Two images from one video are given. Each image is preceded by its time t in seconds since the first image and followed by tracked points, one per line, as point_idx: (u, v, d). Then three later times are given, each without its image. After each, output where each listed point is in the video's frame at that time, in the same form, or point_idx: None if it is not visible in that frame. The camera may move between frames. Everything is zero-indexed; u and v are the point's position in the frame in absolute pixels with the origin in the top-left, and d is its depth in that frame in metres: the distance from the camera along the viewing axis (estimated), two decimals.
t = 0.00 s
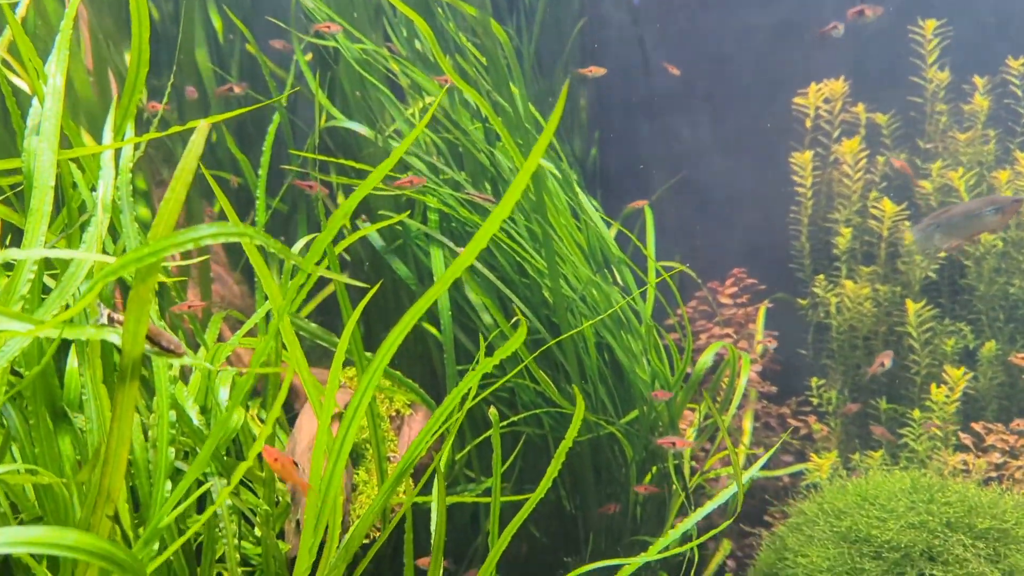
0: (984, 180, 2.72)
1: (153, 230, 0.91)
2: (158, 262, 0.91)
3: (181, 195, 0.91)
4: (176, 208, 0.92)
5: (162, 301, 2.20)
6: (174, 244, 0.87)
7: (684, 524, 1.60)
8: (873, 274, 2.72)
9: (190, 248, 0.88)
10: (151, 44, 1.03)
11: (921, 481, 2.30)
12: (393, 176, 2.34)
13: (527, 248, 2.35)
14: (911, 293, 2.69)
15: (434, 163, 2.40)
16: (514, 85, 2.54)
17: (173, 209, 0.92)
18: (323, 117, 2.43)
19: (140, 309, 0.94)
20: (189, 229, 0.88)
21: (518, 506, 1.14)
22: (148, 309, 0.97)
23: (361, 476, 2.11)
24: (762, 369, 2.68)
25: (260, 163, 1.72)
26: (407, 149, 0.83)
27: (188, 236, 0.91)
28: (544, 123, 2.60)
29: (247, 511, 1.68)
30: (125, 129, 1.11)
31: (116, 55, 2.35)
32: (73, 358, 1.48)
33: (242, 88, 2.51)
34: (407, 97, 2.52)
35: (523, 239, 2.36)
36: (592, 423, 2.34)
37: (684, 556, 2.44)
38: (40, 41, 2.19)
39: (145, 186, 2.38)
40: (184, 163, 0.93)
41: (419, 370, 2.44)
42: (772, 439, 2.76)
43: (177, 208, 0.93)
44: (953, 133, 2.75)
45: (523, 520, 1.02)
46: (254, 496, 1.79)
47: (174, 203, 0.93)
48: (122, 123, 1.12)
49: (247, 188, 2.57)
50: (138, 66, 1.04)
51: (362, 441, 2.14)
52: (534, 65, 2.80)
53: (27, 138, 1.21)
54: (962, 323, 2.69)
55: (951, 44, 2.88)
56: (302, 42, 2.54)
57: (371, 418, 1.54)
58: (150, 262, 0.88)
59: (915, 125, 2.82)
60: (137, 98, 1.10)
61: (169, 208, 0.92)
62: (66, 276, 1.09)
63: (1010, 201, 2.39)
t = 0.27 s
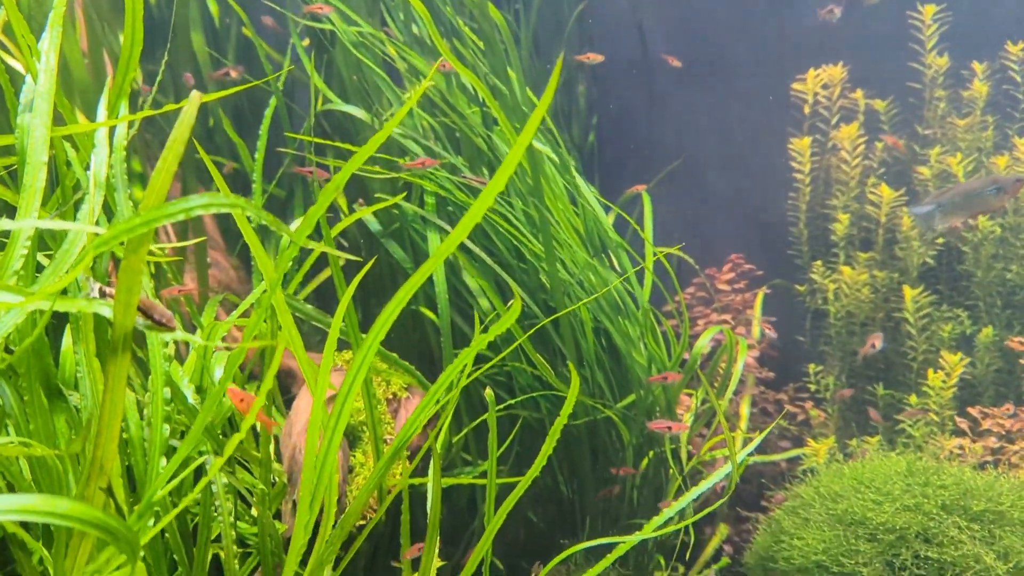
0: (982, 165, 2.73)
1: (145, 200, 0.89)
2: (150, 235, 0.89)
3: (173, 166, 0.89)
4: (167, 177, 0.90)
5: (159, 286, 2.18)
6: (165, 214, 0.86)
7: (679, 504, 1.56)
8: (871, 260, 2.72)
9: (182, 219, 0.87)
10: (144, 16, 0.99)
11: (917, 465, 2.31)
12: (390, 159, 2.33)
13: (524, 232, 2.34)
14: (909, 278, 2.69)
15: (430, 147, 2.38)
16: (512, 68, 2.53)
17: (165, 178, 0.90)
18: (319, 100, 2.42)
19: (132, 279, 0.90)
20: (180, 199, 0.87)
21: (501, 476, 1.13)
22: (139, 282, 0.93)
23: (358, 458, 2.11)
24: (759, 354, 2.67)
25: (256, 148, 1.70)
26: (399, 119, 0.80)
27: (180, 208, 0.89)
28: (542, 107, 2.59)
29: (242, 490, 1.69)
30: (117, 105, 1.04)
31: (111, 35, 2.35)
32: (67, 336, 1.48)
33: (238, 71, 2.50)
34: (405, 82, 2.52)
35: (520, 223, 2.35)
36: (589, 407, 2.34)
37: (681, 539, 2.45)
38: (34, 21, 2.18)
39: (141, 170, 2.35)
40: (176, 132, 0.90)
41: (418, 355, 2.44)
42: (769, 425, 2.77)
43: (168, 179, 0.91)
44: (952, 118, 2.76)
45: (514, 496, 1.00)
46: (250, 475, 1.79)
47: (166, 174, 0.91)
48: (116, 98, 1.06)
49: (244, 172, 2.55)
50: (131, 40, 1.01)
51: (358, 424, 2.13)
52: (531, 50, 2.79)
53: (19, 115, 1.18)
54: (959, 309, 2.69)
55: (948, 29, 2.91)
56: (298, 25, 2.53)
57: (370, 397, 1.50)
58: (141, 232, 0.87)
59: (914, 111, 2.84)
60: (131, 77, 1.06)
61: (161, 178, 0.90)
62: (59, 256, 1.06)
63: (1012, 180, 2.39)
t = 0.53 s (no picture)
0: (977, 152, 2.74)
1: (134, 177, 0.89)
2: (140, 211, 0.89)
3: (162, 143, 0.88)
4: (156, 155, 0.89)
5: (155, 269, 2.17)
6: (156, 191, 0.85)
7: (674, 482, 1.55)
8: (866, 247, 2.73)
9: (172, 196, 0.86)
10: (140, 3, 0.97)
11: (909, 450, 2.33)
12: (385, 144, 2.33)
13: (519, 218, 2.34)
14: (903, 266, 2.70)
15: (426, 133, 2.37)
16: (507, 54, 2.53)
17: (153, 156, 0.90)
18: (315, 86, 2.43)
19: (123, 259, 0.92)
20: (169, 175, 0.86)
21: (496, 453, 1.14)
22: (130, 258, 0.95)
23: (353, 443, 2.11)
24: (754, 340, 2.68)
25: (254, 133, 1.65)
26: (390, 101, 0.76)
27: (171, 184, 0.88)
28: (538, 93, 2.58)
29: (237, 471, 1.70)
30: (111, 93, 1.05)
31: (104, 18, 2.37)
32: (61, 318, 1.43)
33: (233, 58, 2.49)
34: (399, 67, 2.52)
35: (516, 209, 2.34)
36: (584, 392, 2.34)
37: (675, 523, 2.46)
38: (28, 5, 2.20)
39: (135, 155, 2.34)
40: (165, 112, 0.90)
41: (414, 340, 2.45)
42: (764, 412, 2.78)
43: (157, 157, 0.91)
44: (947, 105, 2.78)
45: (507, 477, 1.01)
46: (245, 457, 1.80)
47: (155, 151, 0.90)
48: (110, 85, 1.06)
49: (239, 158, 2.55)
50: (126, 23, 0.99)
51: (353, 408, 2.14)
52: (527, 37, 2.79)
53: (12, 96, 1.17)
54: (953, 296, 2.69)
55: (946, 16, 2.91)
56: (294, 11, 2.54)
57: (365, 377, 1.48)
58: (131, 209, 0.87)
59: (910, 98, 2.86)
60: (125, 61, 1.05)
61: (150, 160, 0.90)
62: (54, 237, 1.04)
63: (1014, 163, 2.36)
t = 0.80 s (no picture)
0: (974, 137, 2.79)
1: (122, 149, 0.89)
2: (130, 182, 0.90)
3: (151, 112, 0.89)
4: (144, 127, 0.91)
5: (150, 251, 2.15)
6: (146, 161, 0.87)
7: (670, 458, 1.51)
8: (862, 234, 2.75)
9: (161, 167, 0.88)
10: None
11: (904, 434, 2.34)
12: (379, 128, 2.31)
13: (515, 202, 2.33)
14: (900, 252, 2.71)
15: (421, 117, 2.36)
16: (503, 38, 2.52)
17: (141, 128, 0.90)
18: (310, 68, 2.41)
19: (111, 229, 0.89)
20: (159, 147, 0.88)
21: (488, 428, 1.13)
22: (120, 232, 0.92)
23: (349, 427, 2.11)
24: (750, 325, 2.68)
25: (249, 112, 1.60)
26: (376, 81, 0.72)
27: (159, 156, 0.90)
28: (534, 77, 2.57)
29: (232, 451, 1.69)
30: (104, 70, 1.01)
31: None
32: (54, 297, 1.39)
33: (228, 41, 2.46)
34: (395, 51, 2.50)
35: (512, 193, 2.33)
36: (579, 376, 2.35)
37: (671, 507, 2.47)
38: None
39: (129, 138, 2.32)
40: (153, 84, 0.89)
41: (410, 325, 2.46)
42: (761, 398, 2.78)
43: (146, 127, 0.91)
44: (945, 91, 2.84)
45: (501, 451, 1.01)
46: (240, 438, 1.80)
47: (144, 123, 0.91)
48: (103, 63, 1.01)
49: (236, 143, 2.55)
50: None
51: (349, 390, 2.14)
52: (524, 22, 2.78)
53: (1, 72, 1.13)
54: (950, 282, 2.69)
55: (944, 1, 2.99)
56: None
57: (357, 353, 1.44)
58: (120, 181, 0.88)
59: (908, 84, 2.92)
60: (119, 38, 1.01)
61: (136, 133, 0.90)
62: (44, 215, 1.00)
63: (1012, 144, 2.34)
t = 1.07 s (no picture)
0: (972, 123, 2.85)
1: (113, 123, 0.86)
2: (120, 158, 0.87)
3: (142, 87, 0.86)
4: (135, 101, 0.87)
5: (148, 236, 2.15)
6: (136, 137, 0.83)
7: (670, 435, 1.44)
8: (860, 220, 2.76)
9: (152, 142, 0.85)
10: None
11: (899, 419, 2.37)
12: (376, 113, 2.31)
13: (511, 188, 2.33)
14: (897, 238, 2.73)
15: (417, 100, 2.35)
16: (500, 24, 2.51)
17: (132, 102, 0.87)
18: (306, 53, 2.41)
19: (103, 205, 0.88)
20: (149, 121, 0.85)
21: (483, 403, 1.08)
22: (113, 208, 0.90)
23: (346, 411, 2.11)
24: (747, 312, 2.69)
25: (246, 97, 1.59)
26: (366, 51, 0.65)
27: (150, 131, 0.87)
28: (531, 63, 2.56)
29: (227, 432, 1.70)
30: (99, 49, 0.97)
31: None
32: (48, 279, 1.36)
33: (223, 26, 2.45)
34: (392, 36, 2.50)
35: (509, 178, 2.33)
36: (576, 361, 2.34)
37: (666, 492, 2.48)
38: None
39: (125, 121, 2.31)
40: (144, 57, 0.86)
41: (408, 310, 2.46)
42: (758, 385, 2.81)
43: (137, 101, 0.88)
44: (943, 79, 2.90)
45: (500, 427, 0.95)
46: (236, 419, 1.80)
47: (134, 97, 0.88)
48: (98, 42, 0.98)
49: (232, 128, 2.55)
50: None
51: (346, 373, 2.15)
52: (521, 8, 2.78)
53: None
54: (946, 269, 2.71)
55: None
56: None
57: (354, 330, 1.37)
58: (110, 156, 0.85)
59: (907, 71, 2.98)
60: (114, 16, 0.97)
61: (128, 108, 0.87)
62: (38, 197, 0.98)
63: (1009, 127, 2.29)
